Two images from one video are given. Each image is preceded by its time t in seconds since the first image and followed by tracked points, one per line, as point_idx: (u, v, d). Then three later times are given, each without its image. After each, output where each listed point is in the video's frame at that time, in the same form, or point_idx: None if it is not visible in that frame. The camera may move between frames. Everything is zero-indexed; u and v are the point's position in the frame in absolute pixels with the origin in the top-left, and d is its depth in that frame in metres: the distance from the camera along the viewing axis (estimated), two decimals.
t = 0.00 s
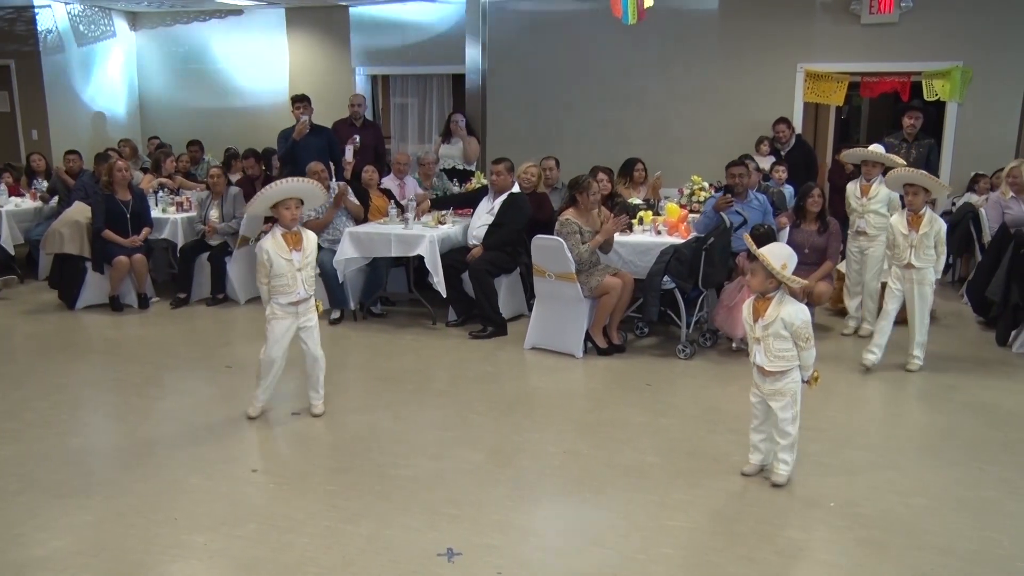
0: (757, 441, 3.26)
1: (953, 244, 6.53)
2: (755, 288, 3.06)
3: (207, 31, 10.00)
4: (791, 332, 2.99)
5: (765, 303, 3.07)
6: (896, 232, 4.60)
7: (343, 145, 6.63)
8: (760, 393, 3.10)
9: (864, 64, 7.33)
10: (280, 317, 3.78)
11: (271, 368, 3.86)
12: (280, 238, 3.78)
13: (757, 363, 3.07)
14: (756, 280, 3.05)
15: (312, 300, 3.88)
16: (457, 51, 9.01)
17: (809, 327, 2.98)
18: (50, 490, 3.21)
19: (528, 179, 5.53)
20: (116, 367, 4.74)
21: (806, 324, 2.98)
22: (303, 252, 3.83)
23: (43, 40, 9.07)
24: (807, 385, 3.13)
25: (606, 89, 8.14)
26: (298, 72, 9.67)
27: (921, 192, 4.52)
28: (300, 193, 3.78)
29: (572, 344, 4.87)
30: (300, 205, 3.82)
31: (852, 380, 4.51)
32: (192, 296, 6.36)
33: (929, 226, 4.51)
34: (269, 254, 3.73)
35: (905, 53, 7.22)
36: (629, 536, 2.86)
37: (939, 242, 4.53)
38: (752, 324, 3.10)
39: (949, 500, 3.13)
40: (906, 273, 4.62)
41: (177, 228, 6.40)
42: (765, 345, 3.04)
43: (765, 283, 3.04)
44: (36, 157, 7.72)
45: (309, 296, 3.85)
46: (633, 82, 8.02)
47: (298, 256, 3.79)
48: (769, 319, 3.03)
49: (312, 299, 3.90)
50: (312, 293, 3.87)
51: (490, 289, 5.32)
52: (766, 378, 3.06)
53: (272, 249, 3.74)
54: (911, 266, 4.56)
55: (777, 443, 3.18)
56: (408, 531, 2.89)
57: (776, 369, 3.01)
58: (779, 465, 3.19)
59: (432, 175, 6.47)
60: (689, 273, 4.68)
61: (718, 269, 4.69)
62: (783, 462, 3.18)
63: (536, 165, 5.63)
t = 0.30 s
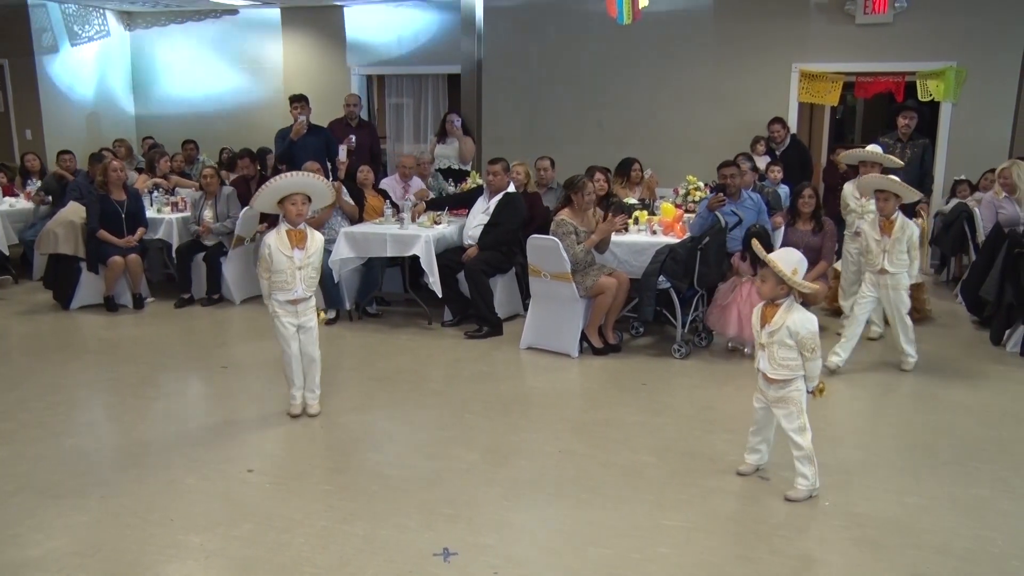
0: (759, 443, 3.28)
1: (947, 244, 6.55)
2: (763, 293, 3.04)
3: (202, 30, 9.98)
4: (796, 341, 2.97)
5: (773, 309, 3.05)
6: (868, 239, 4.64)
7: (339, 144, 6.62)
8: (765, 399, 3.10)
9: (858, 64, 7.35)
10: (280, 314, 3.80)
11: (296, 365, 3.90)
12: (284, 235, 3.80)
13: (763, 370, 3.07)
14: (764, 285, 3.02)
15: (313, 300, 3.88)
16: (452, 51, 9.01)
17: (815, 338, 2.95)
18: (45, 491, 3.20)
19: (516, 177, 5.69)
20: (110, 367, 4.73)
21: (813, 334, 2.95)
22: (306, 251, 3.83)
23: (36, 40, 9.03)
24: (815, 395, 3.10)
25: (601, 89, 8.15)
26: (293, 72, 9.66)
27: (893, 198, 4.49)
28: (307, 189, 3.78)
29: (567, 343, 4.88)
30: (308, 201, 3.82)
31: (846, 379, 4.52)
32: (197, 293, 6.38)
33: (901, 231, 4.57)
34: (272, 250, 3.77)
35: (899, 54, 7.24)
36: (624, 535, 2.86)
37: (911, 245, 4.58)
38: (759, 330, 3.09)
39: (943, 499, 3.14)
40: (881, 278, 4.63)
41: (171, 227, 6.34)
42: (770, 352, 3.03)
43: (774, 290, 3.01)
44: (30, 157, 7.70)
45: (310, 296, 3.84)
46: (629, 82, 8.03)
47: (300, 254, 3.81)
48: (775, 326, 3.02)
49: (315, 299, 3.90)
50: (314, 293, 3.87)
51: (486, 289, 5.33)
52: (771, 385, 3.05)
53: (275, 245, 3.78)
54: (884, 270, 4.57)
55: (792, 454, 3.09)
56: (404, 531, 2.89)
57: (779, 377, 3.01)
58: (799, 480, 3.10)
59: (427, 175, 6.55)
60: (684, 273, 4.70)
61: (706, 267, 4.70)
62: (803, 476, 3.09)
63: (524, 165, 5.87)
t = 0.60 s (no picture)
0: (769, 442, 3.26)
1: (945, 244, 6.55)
2: (785, 296, 3.04)
3: (200, 30, 9.96)
4: (815, 346, 2.94)
5: (794, 313, 3.04)
6: (837, 236, 4.60)
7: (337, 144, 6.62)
8: (780, 404, 3.07)
9: (857, 64, 7.35)
10: (268, 317, 3.78)
11: (262, 369, 3.86)
12: (273, 237, 3.78)
13: (779, 374, 3.05)
14: (786, 287, 3.02)
15: (304, 302, 3.83)
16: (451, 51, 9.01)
17: (835, 346, 2.91)
18: (44, 491, 3.20)
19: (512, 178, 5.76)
20: (109, 368, 4.73)
21: (832, 340, 2.92)
22: (294, 253, 3.79)
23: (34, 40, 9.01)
24: (832, 403, 3.07)
25: (599, 89, 8.15)
26: (292, 72, 9.66)
27: (858, 192, 4.45)
28: (296, 194, 3.81)
29: (566, 343, 4.88)
30: (297, 206, 3.85)
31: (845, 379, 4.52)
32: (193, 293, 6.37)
33: (870, 224, 4.52)
34: (261, 252, 3.74)
35: (898, 54, 7.25)
36: (623, 535, 2.86)
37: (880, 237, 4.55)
38: (779, 334, 3.08)
39: (942, 498, 3.15)
40: (854, 275, 4.60)
41: (170, 227, 6.35)
42: (787, 357, 3.01)
43: (796, 292, 3.00)
44: (28, 157, 7.68)
45: (299, 298, 3.80)
46: (627, 82, 8.03)
47: (289, 257, 3.76)
48: (794, 330, 3.00)
49: (306, 302, 3.86)
50: (304, 295, 3.82)
51: (485, 289, 5.33)
52: (787, 390, 3.03)
53: (264, 247, 3.75)
54: (857, 267, 4.54)
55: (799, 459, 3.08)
56: (403, 530, 2.89)
57: (794, 382, 2.98)
58: (799, 481, 3.10)
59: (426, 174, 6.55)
60: (683, 273, 4.71)
61: (705, 267, 4.70)
62: (803, 478, 3.09)
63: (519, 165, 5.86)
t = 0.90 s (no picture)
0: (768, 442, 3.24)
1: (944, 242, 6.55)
2: (791, 296, 3.00)
3: (199, 29, 9.97)
4: (818, 348, 2.93)
5: (798, 314, 3.02)
6: (822, 235, 4.58)
7: (336, 143, 6.62)
8: (781, 405, 3.06)
9: (856, 64, 7.36)
10: (239, 321, 3.77)
11: (236, 373, 3.85)
12: (239, 241, 3.76)
13: (781, 375, 3.03)
14: (790, 287, 2.99)
15: (274, 305, 3.83)
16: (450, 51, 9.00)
17: (839, 348, 2.91)
18: (42, 491, 3.20)
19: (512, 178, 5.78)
20: (108, 367, 4.72)
21: (837, 343, 2.91)
22: (260, 257, 3.77)
23: (33, 39, 9.00)
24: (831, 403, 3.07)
25: (599, 88, 8.14)
26: (291, 71, 9.65)
27: (844, 193, 4.41)
28: (263, 201, 3.74)
29: (565, 342, 4.88)
30: (263, 212, 3.79)
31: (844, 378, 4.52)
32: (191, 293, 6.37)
33: (855, 226, 4.47)
34: (226, 256, 3.73)
35: (896, 53, 7.25)
36: (622, 534, 2.86)
37: (866, 239, 4.47)
38: (782, 334, 3.06)
39: (941, 498, 3.15)
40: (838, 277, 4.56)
41: (169, 227, 6.34)
42: (790, 358, 2.99)
43: (800, 293, 2.98)
44: (27, 156, 7.67)
45: (268, 301, 3.80)
46: (627, 81, 8.03)
47: (255, 261, 3.74)
48: (798, 331, 2.98)
49: (277, 304, 3.85)
50: (273, 298, 3.81)
51: (484, 288, 5.32)
52: (789, 391, 3.01)
53: (229, 252, 3.73)
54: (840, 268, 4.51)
55: (799, 459, 3.09)
56: (401, 530, 2.89)
57: (797, 383, 2.97)
58: (798, 481, 3.10)
59: (425, 174, 6.52)
60: (682, 272, 4.72)
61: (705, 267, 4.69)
62: (802, 478, 3.10)
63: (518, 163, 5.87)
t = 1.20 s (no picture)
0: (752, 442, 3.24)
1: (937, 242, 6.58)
2: (779, 294, 3.00)
3: (193, 29, 9.94)
4: (806, 346, 2.94)
5: (786, 312, 3.01)
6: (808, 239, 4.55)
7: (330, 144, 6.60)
8: (767, 403, 3.06)
9: (850, 64, 7.38)
10: (216, 318, 3.77)
11: (220, 373, 3.85)
12: (207, 237, 3.74)
13: (768, 373, 3.03)
14: (777, 286, 2.99)
15: (247, 301, 3.80)
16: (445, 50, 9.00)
17: (827, 346, 2.92)
18: (35, 492, 3.19)
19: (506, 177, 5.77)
20: (101, 368, 4.71)
21: (825, 341, 2.92)
22: (229, 252, 3.75)
23: (25, 38, 8.96)
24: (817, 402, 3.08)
25: (593, 88, 8.15)
26: (285, 71, 9.63)
27: (834, 199, 4.38)
28: (229, 194, 3.73)
29: (560, 342, 4.88)
30: (229, 205, 3.77)
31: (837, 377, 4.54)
32: (185, 292, 6.36)
33: (839, 232, 4.40)
34: (195, 253, 3.72)
35: (890, 53, 7.27)
36: (618, 533, 2.87)
37: (850, 248, 4.39)
38: (769, 332, 3.06)
39: (934, 496, 3.16)
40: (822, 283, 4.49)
41: (163, 227, 6.30)
42: (777, 356, 3.00)
43: (787, 291, 2.98)
44: (19, 156, 7.64)
45: (241, 298, 3.78)
46: (621, 81, 8.04)
47: (224, 256, 3.73)
48: (786, 329, 2.98)
49: (251, 300, 3.83)
50: (246, 294, 3.79)
51: (478, 288, 5.32)
52: (775, 389, 3.02)
53: (198, 249, 3.72)
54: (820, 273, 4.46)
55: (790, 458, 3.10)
56: (396, 530, 2.89)
57: (784, 382, 2.97)
58: (792, 481, 3.12)
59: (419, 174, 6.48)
60: (676, 271, 4.72)
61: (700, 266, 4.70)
62: (796, 478, 3.11)
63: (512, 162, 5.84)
